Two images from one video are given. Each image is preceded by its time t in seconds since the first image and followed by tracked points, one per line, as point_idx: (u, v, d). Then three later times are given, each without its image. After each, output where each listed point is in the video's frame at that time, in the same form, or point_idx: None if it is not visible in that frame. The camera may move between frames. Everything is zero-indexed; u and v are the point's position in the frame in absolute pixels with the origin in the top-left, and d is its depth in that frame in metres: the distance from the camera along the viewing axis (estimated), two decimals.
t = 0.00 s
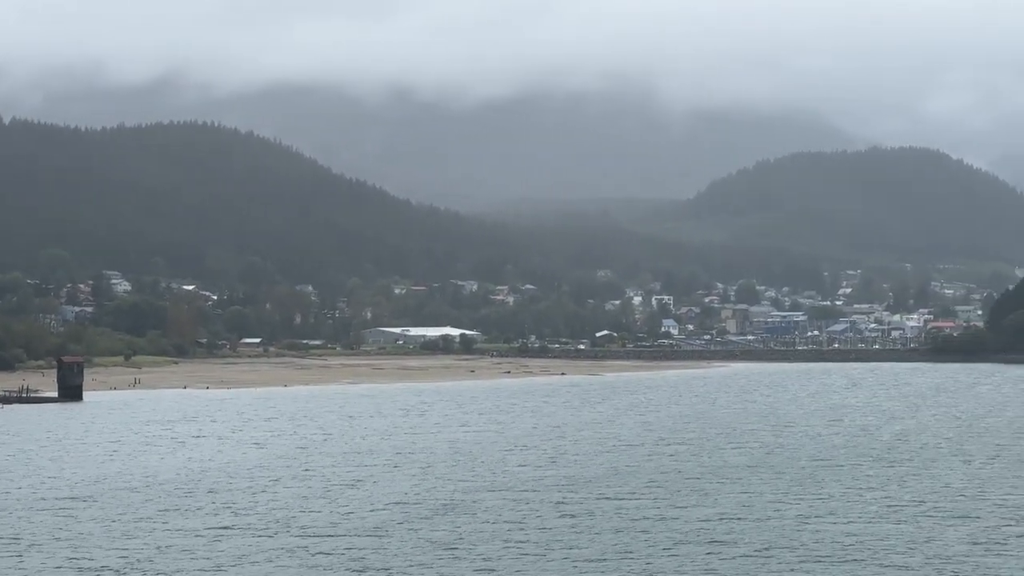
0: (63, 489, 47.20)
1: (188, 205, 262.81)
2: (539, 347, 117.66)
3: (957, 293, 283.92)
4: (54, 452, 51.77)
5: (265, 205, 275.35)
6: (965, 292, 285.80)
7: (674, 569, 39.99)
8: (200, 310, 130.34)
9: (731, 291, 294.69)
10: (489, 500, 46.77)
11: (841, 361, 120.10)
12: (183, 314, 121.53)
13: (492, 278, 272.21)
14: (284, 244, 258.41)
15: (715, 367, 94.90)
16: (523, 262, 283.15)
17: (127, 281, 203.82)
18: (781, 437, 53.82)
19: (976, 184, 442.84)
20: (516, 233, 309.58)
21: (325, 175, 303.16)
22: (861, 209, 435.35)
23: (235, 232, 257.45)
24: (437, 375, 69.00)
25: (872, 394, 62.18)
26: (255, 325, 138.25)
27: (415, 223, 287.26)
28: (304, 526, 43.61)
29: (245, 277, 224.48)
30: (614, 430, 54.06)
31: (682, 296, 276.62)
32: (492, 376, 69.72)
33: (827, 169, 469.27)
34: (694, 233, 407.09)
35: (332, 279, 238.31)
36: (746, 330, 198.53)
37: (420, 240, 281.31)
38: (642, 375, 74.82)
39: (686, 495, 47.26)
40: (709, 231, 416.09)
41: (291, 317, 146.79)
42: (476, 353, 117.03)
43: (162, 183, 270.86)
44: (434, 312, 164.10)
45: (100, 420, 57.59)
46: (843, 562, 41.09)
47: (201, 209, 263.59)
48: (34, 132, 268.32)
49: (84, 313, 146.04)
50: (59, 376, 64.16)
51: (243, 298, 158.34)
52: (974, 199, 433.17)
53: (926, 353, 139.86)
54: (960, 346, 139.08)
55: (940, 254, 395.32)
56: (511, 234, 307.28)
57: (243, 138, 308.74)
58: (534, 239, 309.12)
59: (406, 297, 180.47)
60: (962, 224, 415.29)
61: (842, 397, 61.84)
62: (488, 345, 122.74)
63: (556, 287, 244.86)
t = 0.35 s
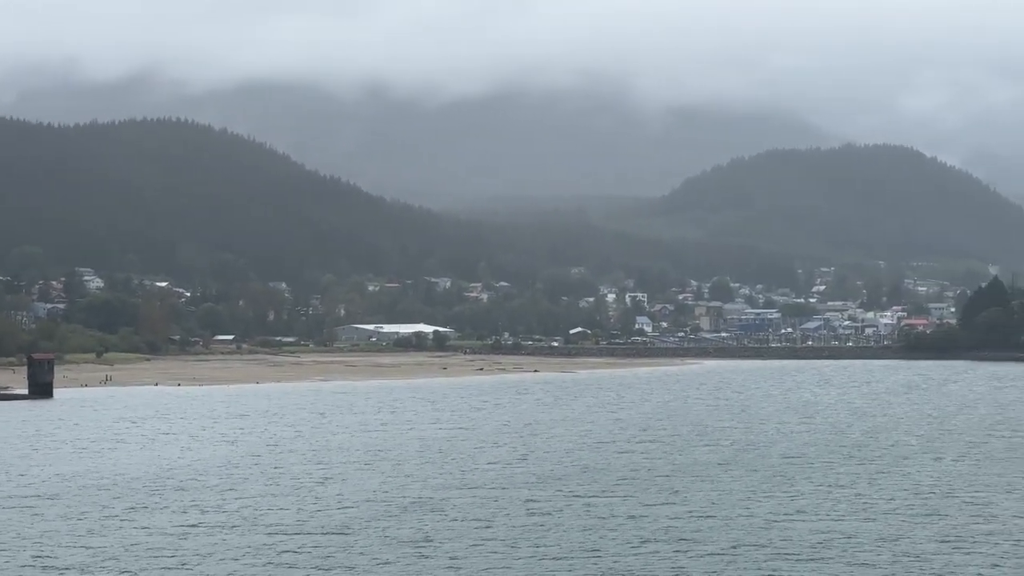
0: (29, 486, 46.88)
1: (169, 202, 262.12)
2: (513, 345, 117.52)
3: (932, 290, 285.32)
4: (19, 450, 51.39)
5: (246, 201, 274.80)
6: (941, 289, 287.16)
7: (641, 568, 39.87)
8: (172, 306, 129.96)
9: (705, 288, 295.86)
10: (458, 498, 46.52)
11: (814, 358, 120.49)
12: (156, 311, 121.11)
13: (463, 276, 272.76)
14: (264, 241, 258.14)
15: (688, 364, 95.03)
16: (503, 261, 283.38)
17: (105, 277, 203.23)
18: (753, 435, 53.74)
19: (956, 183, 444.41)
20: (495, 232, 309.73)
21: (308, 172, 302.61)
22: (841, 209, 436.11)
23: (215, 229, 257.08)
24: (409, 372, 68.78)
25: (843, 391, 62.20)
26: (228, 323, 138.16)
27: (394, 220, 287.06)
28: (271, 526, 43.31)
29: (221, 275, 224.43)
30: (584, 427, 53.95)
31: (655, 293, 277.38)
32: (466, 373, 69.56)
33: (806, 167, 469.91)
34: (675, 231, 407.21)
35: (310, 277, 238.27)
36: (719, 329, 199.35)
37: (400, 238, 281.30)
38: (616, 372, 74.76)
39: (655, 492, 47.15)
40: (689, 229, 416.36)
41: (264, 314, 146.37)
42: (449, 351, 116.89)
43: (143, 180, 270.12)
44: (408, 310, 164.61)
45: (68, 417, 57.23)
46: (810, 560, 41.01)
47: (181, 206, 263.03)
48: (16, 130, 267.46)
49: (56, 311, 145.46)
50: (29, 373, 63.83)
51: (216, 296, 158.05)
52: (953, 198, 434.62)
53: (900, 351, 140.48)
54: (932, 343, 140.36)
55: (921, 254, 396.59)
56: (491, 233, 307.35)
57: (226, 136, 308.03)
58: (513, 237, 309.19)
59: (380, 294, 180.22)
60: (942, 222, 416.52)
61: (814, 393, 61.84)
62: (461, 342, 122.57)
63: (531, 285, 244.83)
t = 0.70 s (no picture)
0: None
1: (150, 199, 260.82)
2: (486, 342, 117.32)
3: (905, 288, 286.50)
4: None
5: (227, 198, 273.80)
6: (914, 287, 288.36)
7: (607, 567, 39.65)
8: (144, 303, 129.07)
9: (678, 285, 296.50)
10: (426, 495, 46.45)
11: (786, 357, 120.72)
12: (128, 306, 119.82)
13: (437, 274, 272.74)
14: (244, 237, 257.57)
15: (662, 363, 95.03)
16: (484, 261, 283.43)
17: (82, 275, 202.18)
18: (724, 433, 53.70)
19: (936, 183, 445.51)
20: (477, 231, 309.57)
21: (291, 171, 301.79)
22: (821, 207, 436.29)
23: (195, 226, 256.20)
24: (381, 369, 68.54)
25: (814, 388, 62.22)
26: (201, 321, 137.20)
27: (375, 219, 286.61)
28: (235, 525, 43.10)
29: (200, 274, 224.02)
30: (555, 425, 53.84)
31: (628, 291, 278.03)
32: (438, 370, 69.30)
33: (786, 165, 469.60)
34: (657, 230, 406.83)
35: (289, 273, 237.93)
36: (693, 327, 196.81)
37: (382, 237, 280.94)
38: (589, 370, 74.71)
39: (625, 492, 47.00)
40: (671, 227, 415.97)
41: (237, 311, 145.26)
42: (422, 348, 116.54)
43: (124, 176, 268.53)
44: (382, 309, 164.22)
45: (35, 415, 56.91)
46: (777, 558, 40.89)
47: (162, 202, 261.68)
48: None
49: (28, 308, 144.18)
50: None
51: (189, 294, 157.30)
52: (933, 198, 435.85)
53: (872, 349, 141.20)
54: (905, 341, 141.09)
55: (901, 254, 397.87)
56: (473, 232, 307.10)
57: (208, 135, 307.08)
58: (494, 237, 308.98)
59: (354, 292, 179.81)
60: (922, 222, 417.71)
61: (785, 391, 61.87)
62: (433, 339, 122.08)
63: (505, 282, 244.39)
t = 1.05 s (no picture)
0: None
1: (129, 197, 259.44)
2: (458, 342, 116.91)
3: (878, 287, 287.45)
4: None
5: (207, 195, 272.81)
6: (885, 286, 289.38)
7: (574, 567, 39.46)
8: (114, 303, 128.14)
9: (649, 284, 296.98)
10: (394, 494, 46.22)
11: (758, 356, 120.69)
12: (98, 305, 118.89)
13: (409, 272, 272.39)
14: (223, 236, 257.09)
15: (638, 361, 94.91)
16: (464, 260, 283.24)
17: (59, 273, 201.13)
18: (694, 432, 53.57)
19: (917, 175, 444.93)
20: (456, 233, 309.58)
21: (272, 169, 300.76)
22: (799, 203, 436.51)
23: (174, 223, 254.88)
24: (352, 369, 68.17)
25: (786, 387, 62.23)
26: (172, 318, 136.63)
27: (351, 220, 285.67)
28: (201, 524, 42.75)
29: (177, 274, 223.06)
30: (525, 424, 53.69)
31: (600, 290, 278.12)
32: (412, 369, 69.09)
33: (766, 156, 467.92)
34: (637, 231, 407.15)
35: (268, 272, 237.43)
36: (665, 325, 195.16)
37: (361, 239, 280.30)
38: (563, 369, 74.44)
39: (593, 493, 46.76)
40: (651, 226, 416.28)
41: (208, 310, 144.61)
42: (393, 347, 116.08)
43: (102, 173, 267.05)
44: (353, 308, 163.50)
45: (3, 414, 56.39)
46: (743, 559, 40.72)
47: (140, 199, 260.30)
48: None
49: None
50: None
51: (160, 292, 156.42)
52: (912, 192, 436.01)
53: (842, 348, 141.46)
54: (877, 340, 141.29)
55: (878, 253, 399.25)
56: (453, 234, 306.86)
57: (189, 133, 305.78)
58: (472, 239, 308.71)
59: (327, 291, 179.19)
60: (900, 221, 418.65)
61: (756, 391, 61.82)
62: (405, 339, 121.61)
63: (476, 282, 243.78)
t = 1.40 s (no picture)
0: None
1: (110, 196, 258.83)
2: (429, 341, 116.69)
3: (848, 287, 288.22)
4: None
5: (185, 196, 272.06)
6: (856, 286, 290.12)
7: (539, 568, 39.25)
8: (85, 302, 127.50)
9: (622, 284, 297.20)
10: (360, 493, 46.02)
11: (730, 357, 120.80)
12: (69, 306, 118.22)
13: (379, 271, 271.58)
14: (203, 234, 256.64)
15: (610, 362, 95.03)
16: (445, 258, 283.16)
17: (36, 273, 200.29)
18: (665, 433, 53.47)
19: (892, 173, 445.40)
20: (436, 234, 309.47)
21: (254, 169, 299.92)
22: (778, 202, 437.12)
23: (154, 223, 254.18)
24: (323, 368, 67.91)
25: (756, 387, 62.23)
26: (144, 318, 136.19)
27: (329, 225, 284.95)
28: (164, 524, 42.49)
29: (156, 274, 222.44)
30: (494, 424, 53.58)
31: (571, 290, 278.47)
32: (384, 369, 69.02)
33: (747, 154, 468.37)
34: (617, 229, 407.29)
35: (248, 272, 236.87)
36: (636, 326, 194.67)
37: (341, 239, 280.12)
38: (536, 369, 74.37)
39: (561, 493, 46.62)
40: (631, 224, 416.31)
41: (180, 310, 144.59)
42: (364, 347, 115.97)
43: (82, 172, 266.22)
44: (324, 308, 163.18)
45: None
46: (709, 560, 40.56)
47: (120, 199, 259.71)
48: None
49: None
50: None
51: (131, 292, 155.69)
52: (886, 192, 436.17)
53: (813, 348, 141.64)
54: (847, 340, 141.38)
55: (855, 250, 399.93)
56: (433, 234, 306.82)
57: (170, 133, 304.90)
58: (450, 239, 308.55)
59: (298, 291, 178.89)
60: (877, 219, 419.57)
61: (725, 390, 61.81)
62: (377, 338, 121.40)
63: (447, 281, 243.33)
